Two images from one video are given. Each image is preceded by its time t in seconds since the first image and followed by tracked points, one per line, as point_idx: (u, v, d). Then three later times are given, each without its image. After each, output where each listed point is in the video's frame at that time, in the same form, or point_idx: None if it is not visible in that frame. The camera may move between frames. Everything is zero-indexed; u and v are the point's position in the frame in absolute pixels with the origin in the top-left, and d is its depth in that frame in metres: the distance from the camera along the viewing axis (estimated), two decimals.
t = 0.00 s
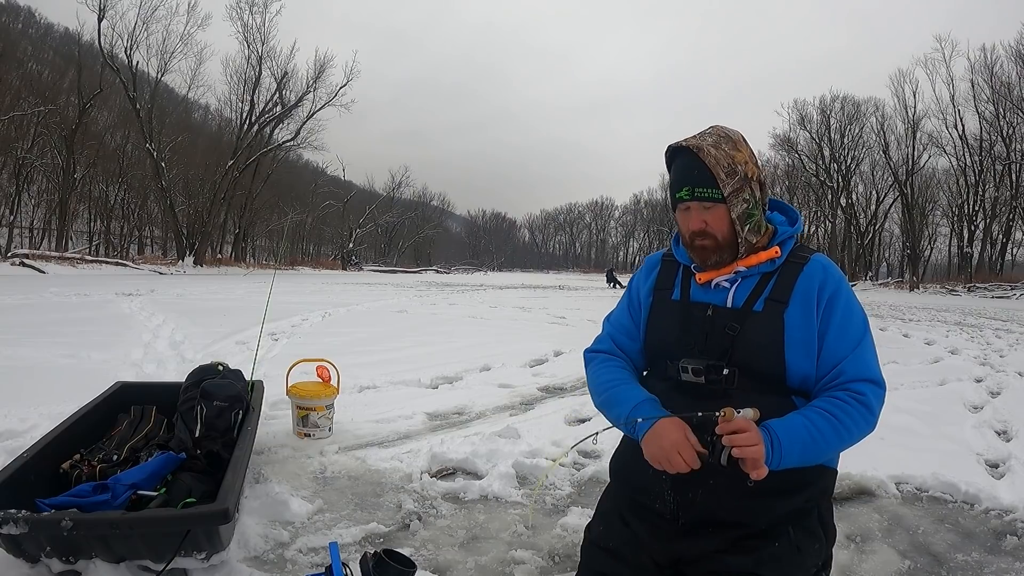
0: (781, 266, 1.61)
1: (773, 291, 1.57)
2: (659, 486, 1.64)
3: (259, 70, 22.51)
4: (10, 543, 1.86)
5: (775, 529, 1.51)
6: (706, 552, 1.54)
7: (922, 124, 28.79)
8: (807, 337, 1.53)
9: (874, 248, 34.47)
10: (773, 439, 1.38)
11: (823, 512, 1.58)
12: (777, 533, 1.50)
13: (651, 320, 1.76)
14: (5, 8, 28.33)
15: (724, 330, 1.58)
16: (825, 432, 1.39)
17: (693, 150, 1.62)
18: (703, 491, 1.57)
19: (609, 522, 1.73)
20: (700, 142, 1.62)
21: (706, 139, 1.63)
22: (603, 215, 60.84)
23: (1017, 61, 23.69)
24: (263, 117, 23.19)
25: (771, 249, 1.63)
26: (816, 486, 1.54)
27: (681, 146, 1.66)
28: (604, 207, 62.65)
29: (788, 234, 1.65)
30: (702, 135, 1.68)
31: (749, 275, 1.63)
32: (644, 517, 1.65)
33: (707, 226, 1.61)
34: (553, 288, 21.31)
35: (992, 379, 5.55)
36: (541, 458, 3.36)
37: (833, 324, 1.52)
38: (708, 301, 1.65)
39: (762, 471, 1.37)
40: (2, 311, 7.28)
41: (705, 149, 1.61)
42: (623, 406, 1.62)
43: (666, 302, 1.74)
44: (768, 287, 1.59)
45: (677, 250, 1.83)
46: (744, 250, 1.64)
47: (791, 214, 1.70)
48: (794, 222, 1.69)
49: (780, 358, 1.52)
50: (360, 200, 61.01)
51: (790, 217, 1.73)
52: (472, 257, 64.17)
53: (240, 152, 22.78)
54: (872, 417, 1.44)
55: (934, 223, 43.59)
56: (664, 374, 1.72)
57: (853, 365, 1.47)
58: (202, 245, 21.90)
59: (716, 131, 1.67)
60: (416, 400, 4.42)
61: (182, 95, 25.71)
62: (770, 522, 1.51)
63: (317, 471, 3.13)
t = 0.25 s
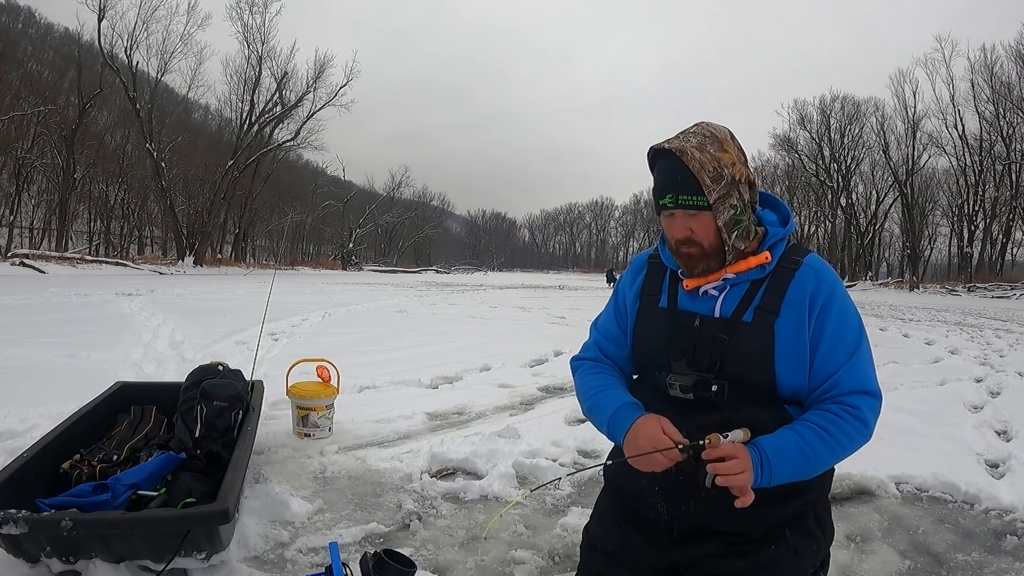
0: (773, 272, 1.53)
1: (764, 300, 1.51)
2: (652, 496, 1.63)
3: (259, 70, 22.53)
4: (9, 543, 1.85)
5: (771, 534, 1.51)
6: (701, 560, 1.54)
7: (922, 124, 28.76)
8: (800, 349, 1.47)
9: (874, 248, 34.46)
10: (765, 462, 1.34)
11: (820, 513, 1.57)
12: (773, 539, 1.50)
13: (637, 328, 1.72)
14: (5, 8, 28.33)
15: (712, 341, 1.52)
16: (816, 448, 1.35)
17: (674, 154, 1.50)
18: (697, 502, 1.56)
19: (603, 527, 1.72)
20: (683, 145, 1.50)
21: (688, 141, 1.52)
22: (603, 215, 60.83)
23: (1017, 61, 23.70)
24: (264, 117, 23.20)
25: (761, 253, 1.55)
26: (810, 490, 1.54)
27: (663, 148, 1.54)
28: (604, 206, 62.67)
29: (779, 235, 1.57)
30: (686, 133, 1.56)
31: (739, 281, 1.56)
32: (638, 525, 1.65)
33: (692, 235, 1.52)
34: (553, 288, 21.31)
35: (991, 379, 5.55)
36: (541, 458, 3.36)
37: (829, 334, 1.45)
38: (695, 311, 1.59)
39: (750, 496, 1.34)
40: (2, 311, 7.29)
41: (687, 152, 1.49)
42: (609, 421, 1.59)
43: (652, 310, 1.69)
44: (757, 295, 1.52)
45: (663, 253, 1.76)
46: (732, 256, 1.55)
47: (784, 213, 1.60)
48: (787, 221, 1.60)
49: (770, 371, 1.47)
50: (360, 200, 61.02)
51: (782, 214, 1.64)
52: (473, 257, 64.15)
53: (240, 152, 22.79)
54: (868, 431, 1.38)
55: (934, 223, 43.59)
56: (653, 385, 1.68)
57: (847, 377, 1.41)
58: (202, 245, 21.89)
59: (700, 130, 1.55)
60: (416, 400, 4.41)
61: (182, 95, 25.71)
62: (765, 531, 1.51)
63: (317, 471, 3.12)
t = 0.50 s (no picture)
0: (761, 272, 1.51)
1: (752, 302, 1.49)
2: (643, 504, 1.65)
3: (258, 70, 22.53)
4: (10, 542, 1.86)
5: (766, 538, 1.49)
6: (696, 566, 1.54)
7: (922, 123, 28.83)
8: (790, 354, 1.46)
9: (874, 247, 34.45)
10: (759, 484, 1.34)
11: (816, 513, 1.56)
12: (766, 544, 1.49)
13: (624, 332, 1.70)
14: (5, 8, 28.35)
15: (700, 346, 1.51)
16: (809, 457, 1.36)
17: (656, 153, 1.47)
18: (688, 509, 1.57)
19: (597, 532, 1.73)
20: (664, 143, 1.47)
21: (671, 138, 1.48)
22: (603, 215, 60.81)
23: (1017, 61, 23.69)
24: (263, 117, 23.20)
25: (749, 252, 1.52)
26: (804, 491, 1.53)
27: (644, 147, 1.50)
28: (604, 207, 62.67)
29: (768, 232, 1.54)
30: (669, 129, 1.52)
31: (726, 282, 1.53)
32: (632, 532, 1.66)
33: (678, 236, 1.49)
34: (553, 288, 21.31)
35: (991, 379, 5.55)
36: (542, 457, 3.36)
37: (822, 337, 1.43)
38: (682, 315, 1.58)
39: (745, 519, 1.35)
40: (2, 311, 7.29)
41: (669, 151, 1.46)
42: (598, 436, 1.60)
43: (638, 312, 1.67)
44: (746, 297, 1.50)
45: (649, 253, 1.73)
46: (719, 258, 1.52)
47: (775, 212, 1.57)
48: (776, 218, 1.57)
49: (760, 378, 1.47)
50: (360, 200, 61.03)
51: (771, 208, 1.61)
52: (472, 258, 64.14)
53: (240, 152, 22.80)
54: (862, 435, 1.38)
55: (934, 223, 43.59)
56: (641, 389, 1.68)
57: (840, 382, 1.41)
58: (202, 245, 21.88)
59: (683, 124, 1.51)
60: (416, 401, 4.41)
61: (182, 95, 25.71)
62: (758, 537, 1.50)
63: (317, 471, 3.12)
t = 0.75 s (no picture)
0: (752, 272, 1.50)
1: (743, 305, 1.48)
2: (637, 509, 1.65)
3: (258, 70, 22.53)
4: (10, 542, 1.86)
5: (762, 540, 1.49)
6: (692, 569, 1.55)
7: (922, 123, 28.89)
8: (782, 358, 1.45)
9: (874, 247, 34.47)
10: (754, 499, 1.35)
11: (814, 513, 1.56)
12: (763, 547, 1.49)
13: (613, 336, 1.70)
14: (5, 8, 28.35)
15: (691, 351, 1.51)
16: (803, 463, 1.36)
17: (637, 155, 1.45)
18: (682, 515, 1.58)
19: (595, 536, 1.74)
20: (645, 145, 1.45)
21: (652, 139, 1.46)
22: (603, 215, 60.80)
23: (1017, 60, 23.69)
24: (264, 117, 23.20)
25: (738, 254, 1.51)
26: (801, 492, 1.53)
27: (625, 149, 1.48)
28: (604, 207, 62.68)
29: (757, 232, 1.53)
30: (651, 129, 1.50)
31: (715, 286, 1.53)
32: (628, 537, 1.67)
33: (663, 239, 1.48)
34: (553, 288, 21.32)
35: (991, 379, 5.55)
36: (542, 458, 3.36)
37: (815, 339, 1.43)
38: (670, 319, 1.57)
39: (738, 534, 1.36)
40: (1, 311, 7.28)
41: (650, 154, 1.44)
42: (589, 444, 1.60)
43: (626, 317, 1.67)
44: (735, 300, 1.50)
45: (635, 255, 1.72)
46: (706, 261, 1.51)
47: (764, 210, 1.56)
48: (766, 216, 1.56)
49: (750, 382, 1.46)
50: (360, 200, 61.05)
51: (760, 206, 1.60)
52: (472, 257, 64.13)
53: (240, 152, 22.80)
54: (859, 437, 1.38)
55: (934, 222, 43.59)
56: (632, 394, 1.69)
57: (834, 385, 1.40)
58: (202, 245, 21.87)
59: (664, 123, 1.49)
60: (416, 400, 4.42)
61: (182, 95, 25.72)
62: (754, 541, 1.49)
63: (317, 471, 3.12)
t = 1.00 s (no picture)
0: (746, 274, 1.50)
1: (737, 307, 1.48)
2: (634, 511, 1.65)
3: (259, 70, 22.54)
4: (10, 543, 1.86)
5: (761, 541, 1.49)
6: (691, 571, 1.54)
7: (922, 123, 28.89)
8: (777, 360, 1.45)
9: (874, 247, 34.45)
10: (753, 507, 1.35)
11: (813, 513, 1.56)
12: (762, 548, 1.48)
13: (607, 340, 1.70)
14: (5, 8, 28.36)
15: (686, 355, 1.51)
16: (799, 465, 1.36)
17: (627, 159, 1.45)
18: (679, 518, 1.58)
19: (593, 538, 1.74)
20: (635, 149, 1.45)
21: (643, 143, 1.46)
22: (603, 215, 60.78)
23: (1017, 61, 23.68)
24: (263, 117, 23.20)
25: (732, 255, 1.51)
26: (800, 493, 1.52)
27: (615, 154, 1.49)
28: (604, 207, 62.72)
29: (751, 233, 1.52)
30: (641, 133, 1.50)
31: (709, 288, 1.52)
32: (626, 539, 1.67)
33: (656, 244, 1.48)
34: (553, 288, 21.33)
35: (991, 379, 5.55)
36: (542, 457, 3.36)
37: (811, 340, 1.42)
38: (665, 322, 1.57)
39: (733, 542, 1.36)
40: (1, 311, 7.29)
41: (640, 158, 1.44)
42: (584, 449, 1.60)
43: (620, 320, 1.67)
44: (729, 302, 1.50)
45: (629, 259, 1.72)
46: (699, 264, 1.51)
47: (759, 209, 1.55)
48: (761, 216, 1.54)
49: (746, 384, 1.46)
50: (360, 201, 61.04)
51: (754, 205, 1.58)
52: (473, 258, 64.16)
53: (240, 152, 22.81)
54: (856, 438, 1.38)
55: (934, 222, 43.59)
56: (628, 396, 1.69)
57: (831, 387, 1.40)
58: (202, 245, 21.89)
59: (654, 127, 1.49)
60: (416, 400, 4.42)
61: (182, 96, 25.72)
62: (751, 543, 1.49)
63: (317, 471, 3.12)
